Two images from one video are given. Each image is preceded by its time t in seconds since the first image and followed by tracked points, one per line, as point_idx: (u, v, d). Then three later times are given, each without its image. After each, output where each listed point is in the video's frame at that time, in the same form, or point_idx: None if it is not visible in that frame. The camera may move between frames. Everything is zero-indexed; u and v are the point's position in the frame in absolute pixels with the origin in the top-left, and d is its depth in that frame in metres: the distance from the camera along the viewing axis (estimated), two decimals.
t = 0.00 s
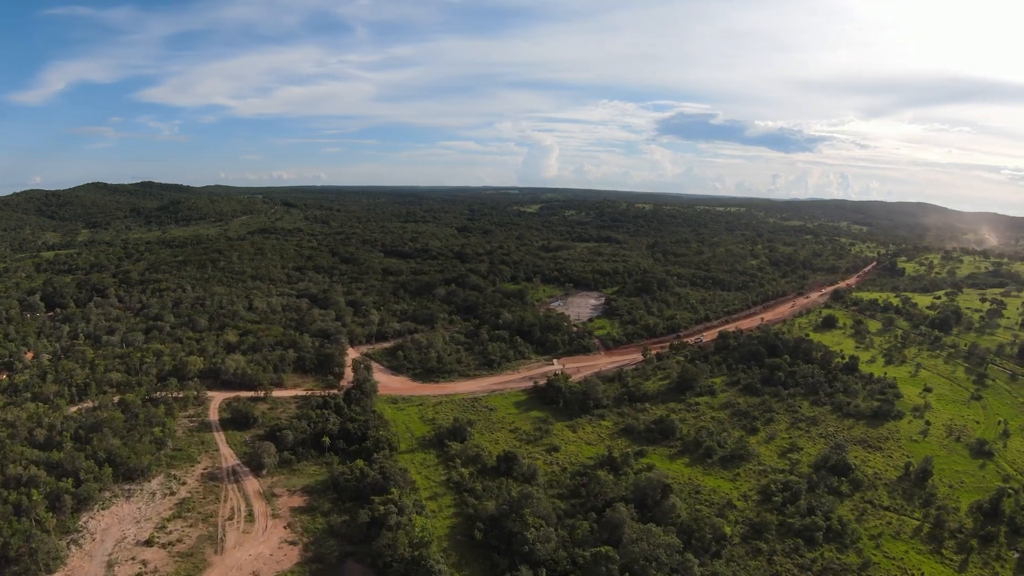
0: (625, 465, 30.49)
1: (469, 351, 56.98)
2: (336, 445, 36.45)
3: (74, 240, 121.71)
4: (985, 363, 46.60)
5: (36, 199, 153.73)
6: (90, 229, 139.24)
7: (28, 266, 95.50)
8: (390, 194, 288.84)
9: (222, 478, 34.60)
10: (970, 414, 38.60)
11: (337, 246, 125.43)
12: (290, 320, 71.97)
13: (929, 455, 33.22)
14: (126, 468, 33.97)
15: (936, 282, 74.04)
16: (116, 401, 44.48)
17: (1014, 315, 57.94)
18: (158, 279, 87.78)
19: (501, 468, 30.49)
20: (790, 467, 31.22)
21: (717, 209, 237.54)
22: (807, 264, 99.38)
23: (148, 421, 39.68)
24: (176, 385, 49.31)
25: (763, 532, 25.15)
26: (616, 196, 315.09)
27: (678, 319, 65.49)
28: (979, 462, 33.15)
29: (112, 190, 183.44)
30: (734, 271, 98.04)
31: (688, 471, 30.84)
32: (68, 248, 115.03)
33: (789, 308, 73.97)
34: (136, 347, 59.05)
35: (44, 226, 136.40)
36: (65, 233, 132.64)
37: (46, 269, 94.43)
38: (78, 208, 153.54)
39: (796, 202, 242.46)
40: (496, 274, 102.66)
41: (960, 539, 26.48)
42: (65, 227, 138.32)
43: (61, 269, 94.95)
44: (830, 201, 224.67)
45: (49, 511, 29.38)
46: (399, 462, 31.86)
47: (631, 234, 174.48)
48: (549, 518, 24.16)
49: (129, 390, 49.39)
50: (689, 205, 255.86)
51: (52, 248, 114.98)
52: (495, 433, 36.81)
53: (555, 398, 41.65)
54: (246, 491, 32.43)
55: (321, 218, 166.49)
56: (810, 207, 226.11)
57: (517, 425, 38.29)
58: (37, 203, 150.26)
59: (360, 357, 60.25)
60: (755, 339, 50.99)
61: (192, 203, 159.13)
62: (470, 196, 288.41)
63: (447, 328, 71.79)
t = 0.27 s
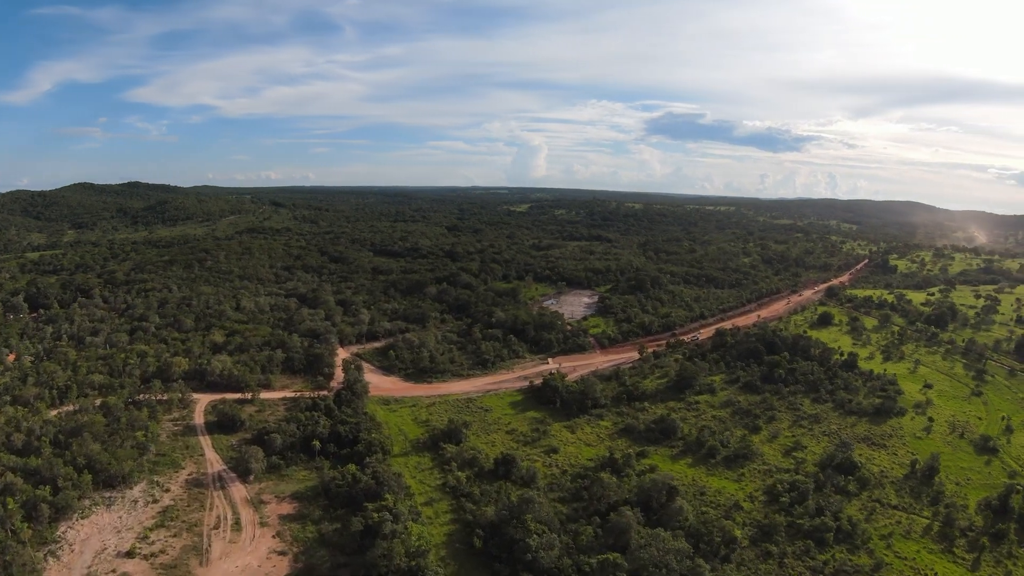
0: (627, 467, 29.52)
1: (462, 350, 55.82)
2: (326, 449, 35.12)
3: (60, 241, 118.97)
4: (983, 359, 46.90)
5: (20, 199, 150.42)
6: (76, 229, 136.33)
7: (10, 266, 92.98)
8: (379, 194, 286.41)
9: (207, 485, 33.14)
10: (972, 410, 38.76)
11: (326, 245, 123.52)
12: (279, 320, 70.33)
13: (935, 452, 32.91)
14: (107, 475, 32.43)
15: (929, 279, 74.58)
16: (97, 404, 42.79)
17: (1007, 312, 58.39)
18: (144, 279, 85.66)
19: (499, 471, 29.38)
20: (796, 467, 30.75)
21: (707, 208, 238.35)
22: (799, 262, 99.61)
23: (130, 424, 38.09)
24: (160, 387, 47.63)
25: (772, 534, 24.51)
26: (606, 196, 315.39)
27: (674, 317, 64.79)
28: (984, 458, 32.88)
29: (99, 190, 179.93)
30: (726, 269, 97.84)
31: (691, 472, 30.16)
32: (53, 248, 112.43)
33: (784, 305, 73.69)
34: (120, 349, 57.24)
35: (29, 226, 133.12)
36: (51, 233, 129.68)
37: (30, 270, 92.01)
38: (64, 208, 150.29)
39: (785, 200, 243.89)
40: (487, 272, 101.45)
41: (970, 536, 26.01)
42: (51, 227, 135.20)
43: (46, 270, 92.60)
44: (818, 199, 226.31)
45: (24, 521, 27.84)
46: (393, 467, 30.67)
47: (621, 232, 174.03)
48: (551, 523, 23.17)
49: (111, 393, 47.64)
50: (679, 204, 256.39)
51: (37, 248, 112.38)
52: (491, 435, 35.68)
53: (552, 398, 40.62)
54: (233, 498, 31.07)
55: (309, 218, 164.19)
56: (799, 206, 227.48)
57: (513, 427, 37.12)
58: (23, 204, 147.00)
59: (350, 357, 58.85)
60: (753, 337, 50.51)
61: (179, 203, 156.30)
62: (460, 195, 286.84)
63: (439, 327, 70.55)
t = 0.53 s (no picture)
0: (629, 469, 28.59)
1: (454, 350, 54.64)
2: (315, 453, 33.84)
3: (45, 241, 115.94)
4: (979, 356, 47.32)
5: (3, 199, 146.81)
6: (61, 229, 133.21)
7: None
8: (368, 194, 283.87)
9: (192, 491, 31.72)
10: (973, 407, 38.72)
11: (314, 245, 121.51)
12: (266, 320, 68.67)
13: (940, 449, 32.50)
14: (86, 482, 30.88)
15: (920, 276, 75.13)
16: (76, 407, 41.10)
17: (999, 309, 58.94)
18: (128, 279, 83.45)
19: (496, 474, 28.33)
20: (800, 466, 30.40)
21: (697, 207, 239.14)
22: (791, 259, 99.95)
23: (110, 428, 36.51)
24: (142, 389, 45.92)
25: (781, 536, 23.92)
26: (595, 196, 315.39)
27: (668, 315, 64.12)
28: (989, 455, 32.42)
29: (85, 190, 176.26)
30: (719, 267, 97.67)
31: (694, 473, 29.55)
32: (37, 248, 109.61)
33: (778, 302, 73.42)
34: (103, 350, 55.42)
35: (12, 226, 129.77)
36: (35, 233, 126.48)
37: (12, 270, 89.42)
38: (49, 208, 146.82)
39: (774, 199, 245.40)
40: (478, 271, 100.23)
41: (981, 534, 25.47)
42: (36, 227, 131.81)
43: (29, 270, 90.08)
44: (807, 198, 228.03)
45: None
46: (386, 471, 29.51)
47: (612, 231, 173.52)
48: (553, 529, 22.20)
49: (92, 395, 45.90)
50: (669, 203, 256.94)
51: (21, 248, 109.51)
52: (486, 436, 34.59)
53: (548, 398, 39.62)
54: (218, 506, 29.73)
55: (297, 218, 161.72)
56: (788, 205, 228.82)
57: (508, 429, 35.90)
58: (7, 204, 143.55)
59: (340, 357, 57.41)
60: (750, 334, 50.11)
61: (165, 203, 153.29)
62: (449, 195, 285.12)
63: (430, 326, 69.32)
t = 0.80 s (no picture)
0: (630, 472, 27.61)
1: (446, 349, 53.43)
2: (303, 457, 32.49)
3: (30, 241, 112.77)
4: (976, 352, 48.07)
5: None
6: (46, 229, 129.79)
7: None
8: (356, 194, 280.92)
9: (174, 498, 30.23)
10: (973, 403, 39.02)
11: (302, 244, 119.43)
12: (253, 319, 66.97)
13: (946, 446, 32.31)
14: (62, 490, 29.29)
15: (911, 274, 75.92)
16: (53, 410, 39.36)
17: (990, 307, 59.68)
18: (113, 279, 81.18)
19: (493, 478, 27.31)
20: (805, 465, 30.05)
21: (686, 206, 239.93)
22: (783, 258, 100.45)
23: (89, 432, 34.90)
24: (123, 392, 44.20)
25: (791, 539, 23.48)
26: (585, 196, 315.34)
27: (663, 313, 63.42)
28: (993, 451, 32.37)
29: (72, 191, 172.27)
30: (711, 265, 97.52)
31: (698, 474, 28.89)
32: (20, 249, 106.55)
33: (772, 300, 73.25)
34: (84, 350, 53.51)
35: None
36: (20, 234, 123.02)
37: None
38: (34, 208, 143.21)
39: (762, 198, 247.03)
40: (468, 270, 99.00)
41: (992, 532, 25.17)
42: (22, 227, 128.28)
43: (11, 270, 87.36)
44: (795, 197, 229.79)
45: None
46: (377, 476, 28.21)
47: (602, 230, 173.02)
48: (555, 537, 21.31)
49: (71, 398, 44.10)
50: (659, 203, 257.59)
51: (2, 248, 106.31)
52: (481, 438, 33.39)
53: (545, 398, 38.62)
54: (202, 514, 28.34)
55: (284, 217, 159.13)
56: (777, 203, 230.38)
57: (501, 431, 34.62)
58: None
59: (328, 357, 55.87)
60: (747, 331, 49.75)
61: (151, 202, 150.15)
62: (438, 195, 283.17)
63: (421, 325, 68.01)
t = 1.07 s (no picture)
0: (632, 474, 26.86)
1: (437, 348, 52.22)
2: (291, 461, 31.21)
3: (11, 240, 109.40)
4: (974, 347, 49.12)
5: None
6: (31, 229, 126.09)
7: None
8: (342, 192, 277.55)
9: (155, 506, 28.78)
10: (974, 399, 39.35)
11: (290, 242, 117.33)
12: (239, 318, 65.27)
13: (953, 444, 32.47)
14: (37, 498, 27.74)
15: (901, 273, 77.12)
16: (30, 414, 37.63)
17: (982, 305, 60.74)
18: (98, 279, 78.88)
19: (490, 481, 26.28)
20: (810, 464, 29.90)
21: (675, 205, 240.65)
22: (776, 256, 101.17)
23: (67, 436, 33.30)
24: (103, 394, 42.51)
25: (801, 541, 23.27)
26: (574, 194, 314.94)
27: (657, 310, 62.76)
28: (997, 448, 32.80)
29: (60, 191, 168.04)
30: (703, 263, 97.35)
31: (702, 475, 28.37)
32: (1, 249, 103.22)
33: (765, 297, 73.17)
34: (64, 351, 51.58)
35: None
36: (5, 234, 119.23)
37: None
38: (19, 208, 139.38)
39: (750, 197, 248.75)
40: (458, 267, 97.71)
41: (1002, 530, 25.18)
42: (4, 227, 124.55)
43: None
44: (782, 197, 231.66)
45: None
46: (368, 481, 26.90)
47: (591, 228, 172.35)
48: (558, 544, 20.50)
49: (50, 400, 42.31)
50: (648, 202, 258.16)
51: None
52: (476, 440, 32.16)
53: (541, 397, 37.63)
54: (185, 523, 27.01)
55: (271, 216, 156.42)
56: (765, 202, 231.97)
57: (497, 432, 33.56)
58: None
59: (316, 357, 54.27)
60: (743, 328, 49.71)
61: (137, 202, 146.79)
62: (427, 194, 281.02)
63: (411, 324, 66.65)
